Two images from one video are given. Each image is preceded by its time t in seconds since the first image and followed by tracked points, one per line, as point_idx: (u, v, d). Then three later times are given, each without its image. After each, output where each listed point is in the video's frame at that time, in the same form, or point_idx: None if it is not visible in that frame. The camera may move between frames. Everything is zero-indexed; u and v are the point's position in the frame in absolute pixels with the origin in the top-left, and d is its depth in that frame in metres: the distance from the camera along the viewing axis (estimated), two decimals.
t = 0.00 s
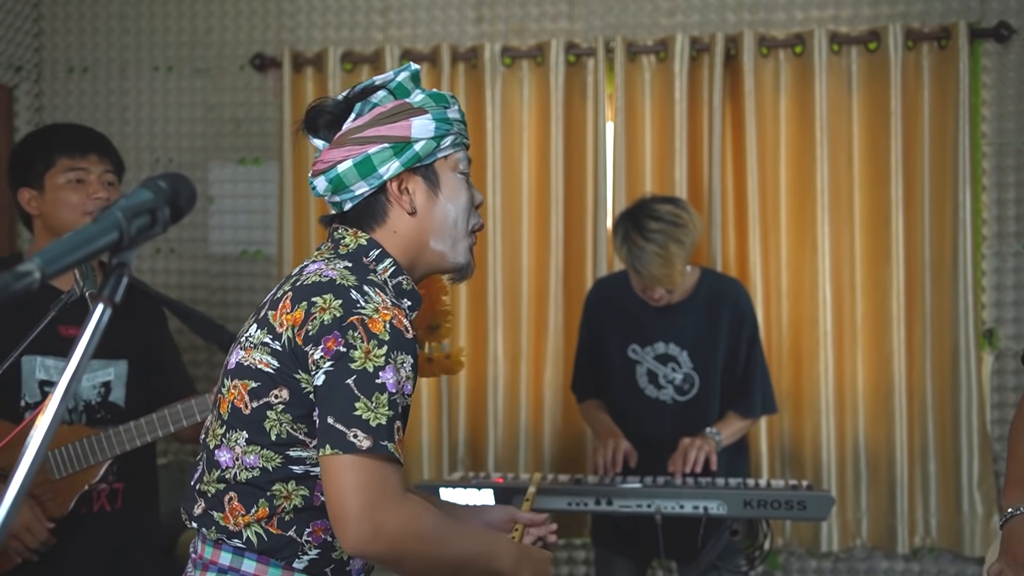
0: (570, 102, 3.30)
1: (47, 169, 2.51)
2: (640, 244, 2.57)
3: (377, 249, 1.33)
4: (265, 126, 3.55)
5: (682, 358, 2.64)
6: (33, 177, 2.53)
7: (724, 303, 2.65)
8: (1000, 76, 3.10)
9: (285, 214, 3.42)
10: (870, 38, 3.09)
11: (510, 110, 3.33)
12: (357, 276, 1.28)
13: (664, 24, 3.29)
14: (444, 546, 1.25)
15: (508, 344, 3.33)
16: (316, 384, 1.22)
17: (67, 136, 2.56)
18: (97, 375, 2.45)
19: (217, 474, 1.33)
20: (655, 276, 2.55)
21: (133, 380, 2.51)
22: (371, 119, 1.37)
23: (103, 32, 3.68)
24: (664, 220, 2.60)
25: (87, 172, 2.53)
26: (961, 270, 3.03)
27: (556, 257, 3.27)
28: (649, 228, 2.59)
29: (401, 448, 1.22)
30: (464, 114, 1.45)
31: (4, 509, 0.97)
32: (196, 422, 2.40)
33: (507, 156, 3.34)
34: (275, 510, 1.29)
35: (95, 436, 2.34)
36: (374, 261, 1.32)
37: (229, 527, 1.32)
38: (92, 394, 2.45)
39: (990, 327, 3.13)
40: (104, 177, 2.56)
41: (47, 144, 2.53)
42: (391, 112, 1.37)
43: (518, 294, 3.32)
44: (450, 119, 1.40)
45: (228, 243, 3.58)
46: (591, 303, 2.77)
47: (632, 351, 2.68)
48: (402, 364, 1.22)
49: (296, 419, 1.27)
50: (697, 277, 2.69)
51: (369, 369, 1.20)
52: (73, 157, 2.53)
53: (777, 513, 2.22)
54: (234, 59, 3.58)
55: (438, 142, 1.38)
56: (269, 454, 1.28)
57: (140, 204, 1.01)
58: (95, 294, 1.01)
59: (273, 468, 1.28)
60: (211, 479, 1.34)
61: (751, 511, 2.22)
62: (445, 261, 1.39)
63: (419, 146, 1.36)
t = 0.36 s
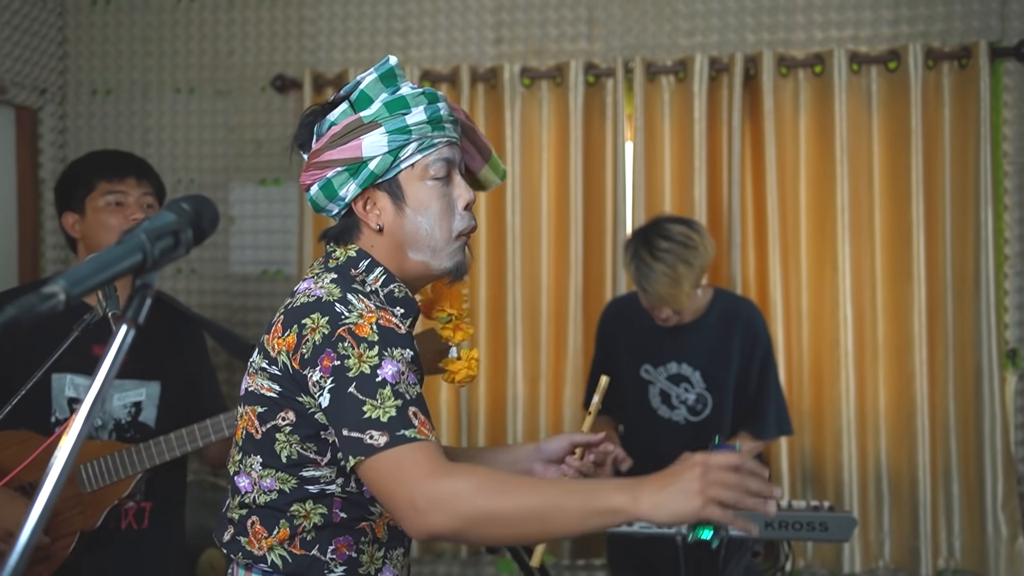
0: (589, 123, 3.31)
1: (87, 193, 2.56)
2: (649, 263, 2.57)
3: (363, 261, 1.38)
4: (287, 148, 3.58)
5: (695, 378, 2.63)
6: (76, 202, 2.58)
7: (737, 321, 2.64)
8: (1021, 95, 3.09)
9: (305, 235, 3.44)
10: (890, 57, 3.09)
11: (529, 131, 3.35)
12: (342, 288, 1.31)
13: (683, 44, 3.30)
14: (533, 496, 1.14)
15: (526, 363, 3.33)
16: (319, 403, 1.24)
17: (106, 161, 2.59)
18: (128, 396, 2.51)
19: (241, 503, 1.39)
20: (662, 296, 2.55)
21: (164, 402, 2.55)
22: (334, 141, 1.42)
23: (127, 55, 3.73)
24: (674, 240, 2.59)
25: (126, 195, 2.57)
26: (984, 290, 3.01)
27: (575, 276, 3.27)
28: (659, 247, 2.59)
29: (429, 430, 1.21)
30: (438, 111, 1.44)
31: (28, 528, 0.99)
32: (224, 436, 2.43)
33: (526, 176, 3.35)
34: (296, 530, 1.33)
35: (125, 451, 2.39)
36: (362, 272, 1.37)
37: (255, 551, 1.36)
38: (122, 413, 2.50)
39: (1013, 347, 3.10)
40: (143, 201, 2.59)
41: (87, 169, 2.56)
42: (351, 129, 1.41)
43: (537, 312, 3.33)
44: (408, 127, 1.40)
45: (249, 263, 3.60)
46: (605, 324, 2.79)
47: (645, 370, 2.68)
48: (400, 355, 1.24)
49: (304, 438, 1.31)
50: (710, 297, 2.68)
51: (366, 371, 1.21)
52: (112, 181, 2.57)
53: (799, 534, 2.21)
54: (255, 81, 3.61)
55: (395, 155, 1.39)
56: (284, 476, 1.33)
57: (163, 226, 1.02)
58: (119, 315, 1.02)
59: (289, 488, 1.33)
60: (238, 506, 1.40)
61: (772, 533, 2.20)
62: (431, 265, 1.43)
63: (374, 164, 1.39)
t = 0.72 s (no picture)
0: (597, 136, 3.32)
1: (70, 199, 2.57)
2: (645, 276, 2.57)
3: (366, 269, 1.38)
4: (295, 160, 3.59)
5: (695, 392, 2.62)
6: (58, 209, 2.59)
7: (735, 335, 2.63)
8: None
9: (313, 247, 3.45)
10: (897, 70, 3.09)
11: (538, 143, 3.35)
12: (336, 296, 1.32)
13: (691, 57, 3.31)
14: (526, 444, 1.18)
15: (533, 376, 3.34)
16: (318, 412, 1.25)
17: (88, 165, 2.62)
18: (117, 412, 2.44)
19: (257, 514, 1.39)
20: (657, 308, 2.56)
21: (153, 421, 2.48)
22: (341, 149, 1.40)
23: (137, 68, 3.75)
24: (670, 253, 2.59)
25: (109, 199, 2.59)
26: (992, 303, 3.00)
27: (583, 288, 3.27)
28: (655, 261, 2.59)
29: (429, 431, 1.22)
30: (444, 121, 1.40)
31: (37, 540, 0.98)
32: (210, 471, 2.37)
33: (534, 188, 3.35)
34: (307, 540, 1.32)
35: (104, 481, 2.34)
36: (363, 281, 1.37)
37: (270, 562, 1.36)
38: (110, 431, 2.43)
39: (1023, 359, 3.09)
40: (126, 204, 2.61)
41: (69, 175, 2.58)
42: (355, 137, 1.40)
43: (545, 326, 3.33)
44: (410, 136, 1.37)
45: (257, 276, 3.61)
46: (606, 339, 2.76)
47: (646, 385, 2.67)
48: (392, 359, 1.24)
49: (305, 446, 1.31)
50: (709, 308, 2.66)
51: (360, 376, 1.22)
52: (93, 186, 2.59)
53: (807, 547, 2.20)
54: (264, 94, 3.63)
55: (398, 164, 1.37)
56: (293, 486, 1.33)
57: (172, 239, 1.03)
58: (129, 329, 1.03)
59: (298, 499, 1.33)
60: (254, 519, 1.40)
61: (780, 546, 2.20)
62: (437, 275, 1.40)
63: (375, 174, 1.37)
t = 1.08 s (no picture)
0: (586, 136, 3.32)
1: (48, 206, 2.53)
2: (625, 278, 2.58)
3: (333, 275, 1.38)
4: (284, 160, 3.58)
5: (673, 394, 2.62)
6: (36, 216, 2.54)
7: (715, 338, 2.64)
8: (1017, 108, 3.09)
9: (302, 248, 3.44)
10: (885, 71, 3.10)
11: (527, 144, 3.35)
12: (291, 303, 1.31)
13: (680, 57, 3.32)
14: (467, 469, 1.17)
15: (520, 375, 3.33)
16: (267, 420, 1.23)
17: (66, 171, 2.57)
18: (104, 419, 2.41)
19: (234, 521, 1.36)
20: (634, 309, 2.55)
21: (142, 426, 2.46)
22: (340, 140, 1.38)
23: (125, 68, 3.74)
24: (651, 255, 2.60)
25: (87, 203, 2.54)
26: (979, 305, 3.02)
27: (572, 287, 3.27)
28: (636, 262, 2.59)
29: (368, 444, 1.20)
30: (448, 131, 1.38)
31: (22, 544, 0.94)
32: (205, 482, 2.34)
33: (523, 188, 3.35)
34: (279, 546, 1.30)
35: (99, 491, 2.28)
36: (329, 289, 1.36)
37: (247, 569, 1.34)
38: (98, 438, 2.40)
39: (1009, 359, 3.11)
40: (104, 207, 2.56)
41: (47, 180, 2.54)
42: (355, 131, 1.37)
43: (534, 327, 3.33)
44: (411, 140, 1.35)
45: (246, 276, 3.60)
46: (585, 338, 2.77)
47: (625, 387, 2.67)
48: (336, 369, 1.23)
49: (262, 453, 1.29)
50: (688, 311, 2.67)
51: (301, 387, 1.21)
52: (71, 190, 2.54)
53: (794, 547, 2.21)
54: (253, 94, 3.62)
55: (394, 164, 1.34)
56: (260, 492, 1.31)
57: (159, 240, 1.02)
58: (115, 329, 1.02)
59: (264, 506, 1.30)
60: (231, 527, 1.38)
61: (768, 545, 2.20)
62: (410, 282, 1.37)
63: (370, 169, 1.35)
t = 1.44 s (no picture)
0: (586, 136, 3.32)
1: (120, 201, 2.51)
2: (619, 274, 2.57)
3: (309, 280, 1.36)
4: (284, 160, 3.58)
5: (663, 391, 2.61)
6: (106, 208, 2.52)
7: (703, 336, 2.63)
8: (1018, 108, 3.09)
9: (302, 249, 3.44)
10: (886, 71, 3.10)
11: (527, 145, 3.35)
12: (254, 312, 1.28)
13: (680, 57, 3.32)
14: (391, 489, 1.16)
15: (522, 372, 3.33)
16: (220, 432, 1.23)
17: (145, 175, 2.56)
18: (149, 412, 2.34)
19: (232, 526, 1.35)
20: (632, 306, 2.54)
21: (189, 417, 2.37)
22: (348, 130, 1.37)
23: (125, 68, 3.74)
24: (642, 250, 2.60)
25: (158, 208, 2.52)
26: (979, 305, 3.02)
27: (572, 287, 3.28)
28: (627, 259, 2.59)
29: (292, 472, 1.17)
30: (457, 141, 1.39)
31: (22, 544, 0.91)
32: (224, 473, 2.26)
33: (523, 188, 3.36)
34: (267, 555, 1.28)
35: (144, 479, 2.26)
36: (305, 293, 1.35)
37: None
38: (144, 430, 2.34)
39: (1010, 359, 3.10)
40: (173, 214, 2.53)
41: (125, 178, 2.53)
42: (366, 125, 1.36)
43: (534, 327, 3.33)
44: (422, 141, 1.35)
45: (246, 276, 3.60)
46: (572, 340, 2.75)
47: (614, 384, 2.65)
48: (275, 389, 1.19)
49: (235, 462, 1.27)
50: (676, 308, 2.66)
51: (240, 406, 1.18)
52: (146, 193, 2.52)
53: (796, 547, 2.21)
54: (253, 94, 3.62)
55: (401, 162, 1.34)
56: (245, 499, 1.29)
57: (160, 241, 1.02)
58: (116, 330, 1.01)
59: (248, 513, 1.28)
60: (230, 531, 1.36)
61: (770, 545, 2.20)
62: (394, 284, 1.36)
63: (376, 162, 1.33)
